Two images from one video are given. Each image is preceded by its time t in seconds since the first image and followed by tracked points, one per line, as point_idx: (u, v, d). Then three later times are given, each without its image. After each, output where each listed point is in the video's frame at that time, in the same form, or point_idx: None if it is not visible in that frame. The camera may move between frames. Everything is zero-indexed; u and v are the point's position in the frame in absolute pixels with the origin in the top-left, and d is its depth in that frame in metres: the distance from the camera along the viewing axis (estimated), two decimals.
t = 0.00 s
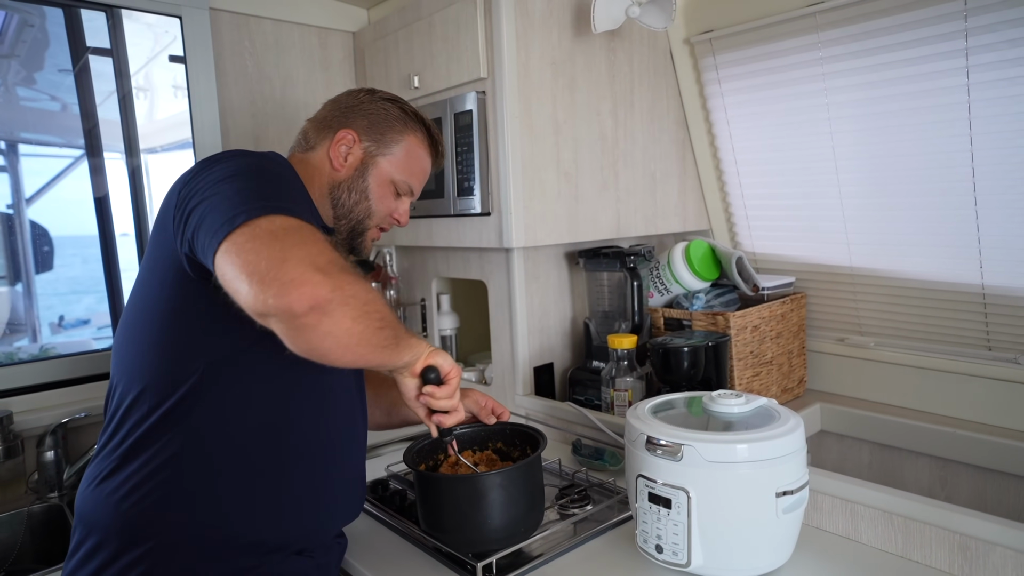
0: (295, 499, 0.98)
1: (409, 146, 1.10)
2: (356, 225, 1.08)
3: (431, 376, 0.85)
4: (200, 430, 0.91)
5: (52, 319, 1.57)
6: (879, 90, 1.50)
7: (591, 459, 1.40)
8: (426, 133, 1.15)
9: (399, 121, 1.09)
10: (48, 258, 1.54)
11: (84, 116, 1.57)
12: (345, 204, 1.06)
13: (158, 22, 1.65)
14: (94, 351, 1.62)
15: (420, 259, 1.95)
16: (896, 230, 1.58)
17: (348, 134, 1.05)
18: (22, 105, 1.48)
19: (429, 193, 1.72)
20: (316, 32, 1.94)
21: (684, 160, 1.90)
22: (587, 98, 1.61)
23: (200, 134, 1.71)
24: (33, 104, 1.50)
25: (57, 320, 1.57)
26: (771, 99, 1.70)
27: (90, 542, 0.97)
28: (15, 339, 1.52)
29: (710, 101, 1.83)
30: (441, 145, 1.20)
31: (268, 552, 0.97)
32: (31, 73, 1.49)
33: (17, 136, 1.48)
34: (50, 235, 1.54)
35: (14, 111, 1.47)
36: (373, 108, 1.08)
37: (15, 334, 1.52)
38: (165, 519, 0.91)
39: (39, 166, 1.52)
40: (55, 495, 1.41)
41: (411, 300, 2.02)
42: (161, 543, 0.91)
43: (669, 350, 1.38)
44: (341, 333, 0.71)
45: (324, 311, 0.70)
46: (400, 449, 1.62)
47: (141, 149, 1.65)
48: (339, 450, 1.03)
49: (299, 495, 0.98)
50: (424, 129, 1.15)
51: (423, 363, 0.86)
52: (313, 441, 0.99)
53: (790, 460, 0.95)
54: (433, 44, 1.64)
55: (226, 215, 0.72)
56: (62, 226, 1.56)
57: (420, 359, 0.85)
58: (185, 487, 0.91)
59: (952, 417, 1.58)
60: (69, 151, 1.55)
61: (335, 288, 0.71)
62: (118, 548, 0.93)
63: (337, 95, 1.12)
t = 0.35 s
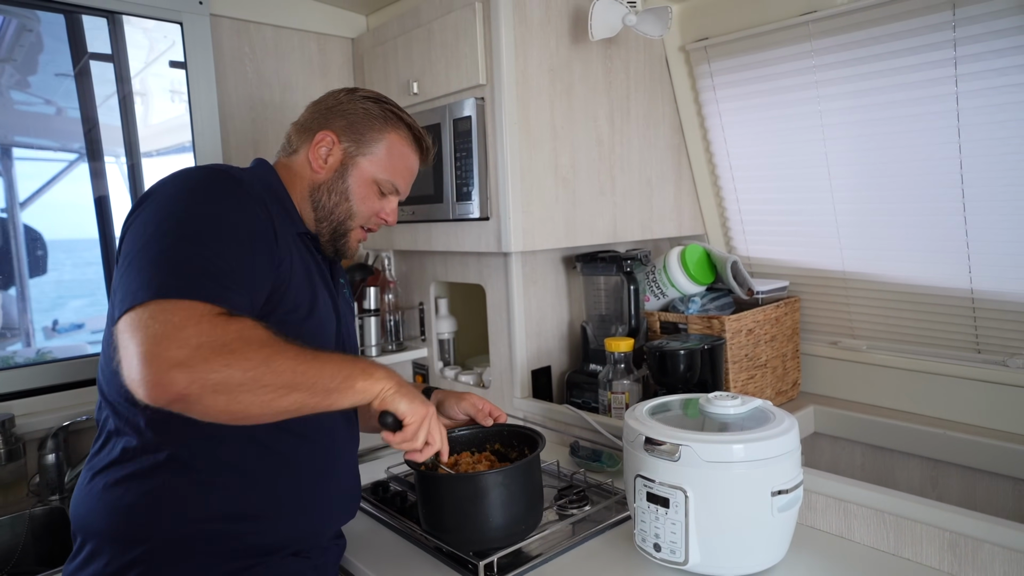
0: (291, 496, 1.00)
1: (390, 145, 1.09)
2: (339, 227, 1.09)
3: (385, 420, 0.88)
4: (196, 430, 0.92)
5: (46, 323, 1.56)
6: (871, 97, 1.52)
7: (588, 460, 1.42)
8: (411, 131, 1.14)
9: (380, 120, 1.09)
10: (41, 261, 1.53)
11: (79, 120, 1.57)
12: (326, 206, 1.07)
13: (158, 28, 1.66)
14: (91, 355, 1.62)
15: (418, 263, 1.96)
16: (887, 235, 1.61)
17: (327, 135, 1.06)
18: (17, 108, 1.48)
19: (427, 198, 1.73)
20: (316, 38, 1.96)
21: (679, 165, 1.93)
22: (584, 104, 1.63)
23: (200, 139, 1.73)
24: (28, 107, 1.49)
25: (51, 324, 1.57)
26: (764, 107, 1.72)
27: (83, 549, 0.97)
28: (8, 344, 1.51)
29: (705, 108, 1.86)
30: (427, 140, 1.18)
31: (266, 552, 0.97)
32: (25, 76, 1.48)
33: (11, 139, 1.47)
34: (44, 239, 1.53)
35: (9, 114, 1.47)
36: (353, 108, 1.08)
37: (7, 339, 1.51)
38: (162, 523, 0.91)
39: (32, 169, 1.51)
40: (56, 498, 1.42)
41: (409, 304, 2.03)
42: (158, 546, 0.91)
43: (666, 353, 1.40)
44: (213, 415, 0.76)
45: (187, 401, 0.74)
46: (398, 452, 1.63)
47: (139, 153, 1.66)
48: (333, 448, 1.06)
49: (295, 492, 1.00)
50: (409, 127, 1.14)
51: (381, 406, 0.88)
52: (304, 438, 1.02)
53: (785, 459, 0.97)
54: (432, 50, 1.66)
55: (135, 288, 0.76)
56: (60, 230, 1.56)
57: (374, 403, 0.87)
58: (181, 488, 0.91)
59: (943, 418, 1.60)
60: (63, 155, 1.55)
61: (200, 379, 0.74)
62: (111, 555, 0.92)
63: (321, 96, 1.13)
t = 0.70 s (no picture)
0: (295, 491, 1.01)
1: (366, 132, 1.06)
2: (322, 222, 1.07)
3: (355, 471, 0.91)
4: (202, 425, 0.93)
5: (47, 321, 1.57)
6: (869, 102, 1.55)
7: (590, 459, 1.44)
8: (389, 113, 1.10)
9: (353, 106, 1.05)
10: (42, 261, 1.55)
11: (80, 120, 1.57)
12: (305, 202, 1.06)
13: (167, 30, 1.68)
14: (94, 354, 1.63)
15: (421, 263, 1.98)
16: (884, 238, 1.63)
17: (299, 129, 1.04)
18: (18, 108, 1.48)
19: (430, 200, 1.75)
20: (321, 41, 1.99)
21: (680, 168, 1.95)
22: (587, 107, 1.66)
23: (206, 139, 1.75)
24: (30, 107, 1.50)
25: (52, 322, 1.57)
26: (763, 111, 1.75)
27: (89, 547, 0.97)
28: (9, 343, 1.51)
29: (705, 112, 1.89)
30: (407, 121, 1.13)
31: (272, 547, 0.99)
32: (26, 77, 1.48)
33: (12, 139, 1.48)
34: (44, 238, 1.54)
35: (11, 114, 1.48)
36: (325, 95, 1.05)
37: (7, 338, 1.51)
38: (168, 518, 0.92)
39: (35, 169, 1.52)
40: (66, 493, 1.44)
41: (411, 305, 2.05)
42: (164, 542, 0.92)
43: (666, 353, 1.42)
44: (152, 466, 0.79)
45: (125, 456, 0.77)
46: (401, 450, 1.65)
47: (144, 153, 1.68)
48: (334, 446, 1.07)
49: (300, 488, 1.02)
50: (387, 109, 1.10)
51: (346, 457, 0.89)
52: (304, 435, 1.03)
53: (784, 457, 0.99)
54: (437, 54, 1.68)
55: (81, 334, 0.78)
56: (67, 229, 1.58)
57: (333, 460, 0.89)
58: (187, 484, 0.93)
59: (939, 419, 1.63)
60: (64, 154, 1.56)
61: (137, 439, 0.76)
62: (115, 552, 0.92)
63: (293, 84, 1.10)
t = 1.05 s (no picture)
0: (304, 492, 1.03)
1: (367, 134, 1.07)
2: (325, 224, 1.09)
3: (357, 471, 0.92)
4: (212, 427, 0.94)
5: (53, 322, 1.58)
6: (871, 109, 1.56)
7: (592, 461, 1.45)
8: (389, 113, 1.11)
9: (353, 108, 1.06)
10: (49, 263, 1.56)
11: (89, 124, 1.59)
12: (308, 206, 1.07)
13: (177, 36, 1.70)
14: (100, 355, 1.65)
15: (425, 267, 2.00)
16: (886, 243, 1.64)
17: (299, 132, 1.05)
18: (27, 112, 1.50)
19: (434, 204, 1.77)
20: (328, 46, 2.01)
21: (682, 173, 1.97)
22: (590, 113, 1.67)
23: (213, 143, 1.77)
24: (39, 111, 1.52)
25: (58, 324, 1.59)
26: (766, 117, 1.76)
27: (103, 548, 0.99)
28: (16, 343, 1.53)
29: (707, 118, 1.90)
30: (408, 119, 1.14)
31: (281, 547, 1.00)
32: (35, 81, 1.50)
33: (21, 142, 1.50)
34: (50, 240, 1.56)
35: (20, 118, 1.49)
36: (324, 97, 1.06)
37: (14, 338, 1.53)
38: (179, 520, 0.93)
39: (43, 172, 1.54)
40: (74, 493, 1.45)
41: (415, 308, 2.07)
42: (175, 543, 0.93)
43: (669, 357, 1.43)
44: (150, 476, 0.79)
45: (123, 466, 0.77)
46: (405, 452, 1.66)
47: (152, 157, 1.70)
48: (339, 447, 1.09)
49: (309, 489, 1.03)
50: (387, 108, 1.11)
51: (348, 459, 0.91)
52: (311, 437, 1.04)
53: (785, 461, 1.00)
54: (442, 60, 1.70)
55: (79, 346, 0.79)
56: (76, 232, 1.60)
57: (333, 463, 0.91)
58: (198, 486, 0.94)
59: (940, 424, 1.63)
60: (72, 157, 1.58)
61: (135, 449, 0.77)
62: (127, 554, 0.94)
63: (292, 85, 1.11)
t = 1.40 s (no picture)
0: (305, 496, 1.03)
1: (374, 140, 1.08)
2: (330, 229, 1.09)
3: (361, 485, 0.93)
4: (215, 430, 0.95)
5: (55, 324, 1.59)
6: (872, 115, 1.56)
7: (593, 466, 1.45)
8: (396, 120, 1.12)
9: (360, 114, 1.07)
10: (51, 265, 1.57)
11: (93, 126, 1.60)
12: (313, 211, 1.08)
13: (180, 39, 1.71)
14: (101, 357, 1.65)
15: (427, 270, 2.00)
16: (887, 249, 1.64)
17: (306, 138, 1.05)
18: (31, 114, 1.51)
19: (436, 208, 1.77)
20: (331, 50, 2.02)
21: (684, 177, 1.97)
22: (592, 118, 1.68)
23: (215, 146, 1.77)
24: (43, 114, 1.52)
25: (59, 326, 1.59)
26: (767, 123, 1.77)
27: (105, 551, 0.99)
28: (18, 345, 1.53)
29: (709, 122, 1.90)
30: (414, 126, 1.15)
31: (283, 550, 1.00)
32: (39, 83, 1.51)
33: (24, 144, 1.51)
34: (53, 242, 1.57)
35: (24, 120, 1.50)
36: (332, 103, 1.07)
37: (16, 340, 1.53)
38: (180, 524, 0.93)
39: (46, 174, 1.54)
40: (74, 495, 1.46)
41: (417, 311, 2.07)
42: (177, 547, 0.93)
43: (670, 361, 1.43)
44: (155, 489, 0.81)
45: (127, 479, 0.79)
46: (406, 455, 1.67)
47: (155, 159, 1.70)
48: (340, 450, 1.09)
49: (310, 493, 1.03)
50: (394, 115, 1.12)
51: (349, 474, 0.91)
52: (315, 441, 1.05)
53: (786, 466, 1.00)
54: (444, 64, 1.71)
55: (83, 358, 0.79)
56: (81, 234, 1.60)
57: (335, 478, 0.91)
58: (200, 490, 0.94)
59: (942, 429, 1.63)
60: (75, 159, 1.58)
61: (141, 463, 0.78)
62: (128, 557, 0.94)
63: (299, 90, 1.11)
